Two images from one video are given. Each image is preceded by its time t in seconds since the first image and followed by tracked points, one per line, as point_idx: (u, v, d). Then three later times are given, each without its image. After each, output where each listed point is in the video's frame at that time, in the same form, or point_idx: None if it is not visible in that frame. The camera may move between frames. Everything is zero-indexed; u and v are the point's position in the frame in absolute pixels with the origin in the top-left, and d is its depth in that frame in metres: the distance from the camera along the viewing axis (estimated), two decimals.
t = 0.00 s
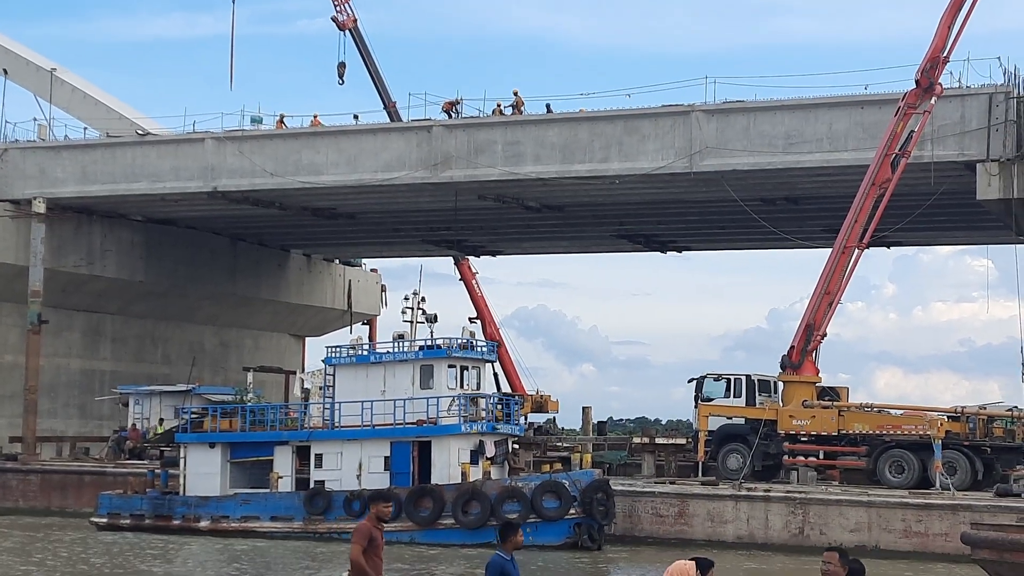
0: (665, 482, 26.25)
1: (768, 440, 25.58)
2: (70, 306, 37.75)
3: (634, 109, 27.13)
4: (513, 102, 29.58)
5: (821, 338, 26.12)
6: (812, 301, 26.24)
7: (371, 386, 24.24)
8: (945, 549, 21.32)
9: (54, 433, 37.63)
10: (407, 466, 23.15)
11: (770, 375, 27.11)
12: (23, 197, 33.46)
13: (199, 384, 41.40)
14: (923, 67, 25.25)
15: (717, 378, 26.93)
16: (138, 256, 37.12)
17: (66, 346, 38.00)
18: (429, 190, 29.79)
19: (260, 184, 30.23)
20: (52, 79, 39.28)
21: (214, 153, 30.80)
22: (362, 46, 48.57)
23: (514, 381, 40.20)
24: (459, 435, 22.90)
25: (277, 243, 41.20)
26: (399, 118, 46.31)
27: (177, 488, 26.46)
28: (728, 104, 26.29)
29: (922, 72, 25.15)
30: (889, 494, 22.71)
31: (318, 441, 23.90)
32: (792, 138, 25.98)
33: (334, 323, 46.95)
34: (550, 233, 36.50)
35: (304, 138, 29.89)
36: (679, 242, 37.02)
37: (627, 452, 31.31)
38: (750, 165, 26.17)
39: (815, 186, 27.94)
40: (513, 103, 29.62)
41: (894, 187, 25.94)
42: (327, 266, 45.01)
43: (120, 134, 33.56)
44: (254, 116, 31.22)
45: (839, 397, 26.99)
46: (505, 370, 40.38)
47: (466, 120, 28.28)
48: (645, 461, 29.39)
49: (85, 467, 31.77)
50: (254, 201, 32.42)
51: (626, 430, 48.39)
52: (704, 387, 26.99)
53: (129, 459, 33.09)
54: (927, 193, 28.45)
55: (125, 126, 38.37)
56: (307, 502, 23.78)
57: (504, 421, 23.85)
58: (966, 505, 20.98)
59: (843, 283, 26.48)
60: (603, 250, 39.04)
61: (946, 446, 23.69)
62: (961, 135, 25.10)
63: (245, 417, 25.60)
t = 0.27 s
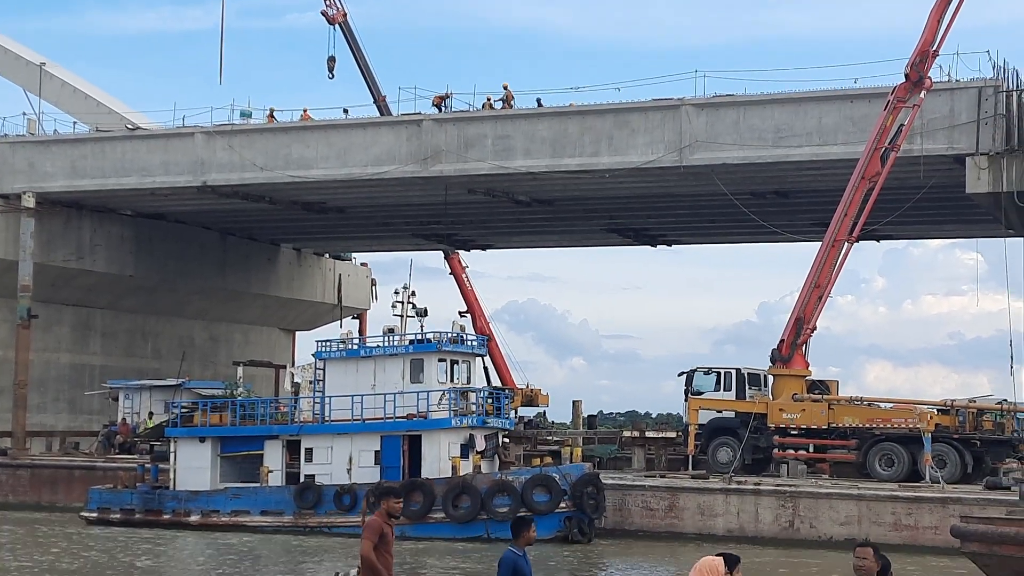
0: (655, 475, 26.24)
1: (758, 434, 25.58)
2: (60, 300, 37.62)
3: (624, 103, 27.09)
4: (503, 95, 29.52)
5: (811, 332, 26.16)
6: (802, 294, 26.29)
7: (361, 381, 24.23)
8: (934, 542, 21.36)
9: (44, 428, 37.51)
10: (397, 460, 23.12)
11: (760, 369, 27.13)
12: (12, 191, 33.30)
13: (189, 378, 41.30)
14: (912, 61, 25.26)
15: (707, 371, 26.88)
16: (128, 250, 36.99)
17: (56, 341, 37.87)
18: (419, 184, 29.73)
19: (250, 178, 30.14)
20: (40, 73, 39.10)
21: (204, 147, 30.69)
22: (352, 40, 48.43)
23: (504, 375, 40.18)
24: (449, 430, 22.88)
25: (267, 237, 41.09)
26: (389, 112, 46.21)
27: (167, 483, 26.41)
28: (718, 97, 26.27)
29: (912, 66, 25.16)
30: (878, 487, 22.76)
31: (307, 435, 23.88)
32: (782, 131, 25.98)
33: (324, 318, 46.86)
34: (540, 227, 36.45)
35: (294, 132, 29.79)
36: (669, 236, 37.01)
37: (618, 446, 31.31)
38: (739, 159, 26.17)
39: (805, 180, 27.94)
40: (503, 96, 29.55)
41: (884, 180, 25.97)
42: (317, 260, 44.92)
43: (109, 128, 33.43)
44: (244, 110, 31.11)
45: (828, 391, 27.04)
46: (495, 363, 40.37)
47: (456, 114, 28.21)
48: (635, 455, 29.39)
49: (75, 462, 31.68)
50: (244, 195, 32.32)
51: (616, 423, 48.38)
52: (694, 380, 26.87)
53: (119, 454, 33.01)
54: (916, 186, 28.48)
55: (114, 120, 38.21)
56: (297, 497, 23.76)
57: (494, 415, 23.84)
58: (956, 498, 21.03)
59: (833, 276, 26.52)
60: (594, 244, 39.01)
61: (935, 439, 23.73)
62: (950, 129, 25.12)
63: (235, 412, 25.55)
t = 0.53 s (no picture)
0: (646, 471, 26.21)
1: (749, 429, 25.69)
2: (49, 298, 37.44)
3: (614, 98, 27.01)
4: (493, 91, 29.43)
5: (802, 327, 26.14)
6: (793, 290, 26.26)
7: (352, 377, 24.14)
8: (926, 537, 21.35)
9: (33, 426, 37.32)
10: (388, 456, 23.08)
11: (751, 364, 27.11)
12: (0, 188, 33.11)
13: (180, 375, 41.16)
14: (903, 56, 25.18)
15: (698, 366, 26.84)
16: (118, 247, 36.83)
17: (45, 338, 37.71)
18: (410, 180, 29.62)
19: (240, 174, 30.02)
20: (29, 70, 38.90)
21: (193, 143, 30.54)
22: (342, 36, 48.28)
23: (495, 371, 40.12)
24: (440, 426, 22.82)
25: (257, 234, 40.95)
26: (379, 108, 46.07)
27: (157, 480, 26.29)
28: (709, 92, 26.21)
29: (903, 60, 25.05)
30: (870, 482, 22.74)
31: (298, 432, 23.85)
32: (773, 126, 25.94)
33: (314, 314, 46.72)
34: (531, 222, 36.37)
35: (284, 128, 29.67)
36: (660, 231, 36.96)
37: (609, 441, 31.28)
38: (730, 154, 26.13)
39: (796, 175, 27.90)
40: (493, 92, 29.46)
41: (875, 175, 25.93)
42: (307, 256, 44.78)
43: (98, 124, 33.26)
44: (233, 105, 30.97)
45: (820, 385, 27.03)
46: (486, 359, 40.29)
47: (446, 110, 28.11)
48: (627, 450, 29.34)
49: (65, 460, 31.53)
50: (234, 191, 32.18)
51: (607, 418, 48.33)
52: (686, 375, 26.87)
53: (109, 451, 32.88)
54: (907, 181, 28.47)
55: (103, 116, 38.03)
56: (288, 493, 23.68)
57: (486, 411, 23.76)
58: (948, 493, 21.01)
59: (824, 271, 26.50)
60: (585, 240, 38.95)
61: (926, 434, 23.73)
62: (941, 123, 25.10)
63: (225, 408, 25.45)
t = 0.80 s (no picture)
0: (637, 468, 26.23)
1: (740, 425, 25.71)
2: (38, 296, 37.31)
3: (603, 95, 27.00)
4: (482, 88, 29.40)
5: (792, 324, 26.18)
6: (783, 286, 26.30)
7: (341, 375, 24.09)
8: (916, 532, 21.40)
9: (22, 425, 37.13)
10: (378, 454, 23.01)
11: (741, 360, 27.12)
12: None
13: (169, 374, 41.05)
14: (892, 52, 25.31)
15: (689, 363, 26.87)
16: (106, 246, 36.71)
17: (34, 337, 37.59)
18: (399, 177, 29.57)
19: (229, 172, 29.95)
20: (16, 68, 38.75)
21: (182, 141, 30.45)
22: (331, 33, 48.18)
23: (485, 368, 40.09)
24: (430, 423, 22.80)
25: (247, 232, 40.86)
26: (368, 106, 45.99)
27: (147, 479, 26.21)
28: (697, 89, 26.22)
29: (891, 57, 25.20)
30: (860, 478, 22.76)
31: (288, 430, 23.78)
32: (762, 123, 25.93)
33: (304, 312, 46.63)
34: (521, 219, 36.34)
35: (272, 126, 29.59)
36: (649, 228, 36.97)
37: (599, 438, 31.28)
38: (719, 150, 26.15)
39: (785, 171, 27.92)
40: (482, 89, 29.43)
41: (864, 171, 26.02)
42: (297, 254, 44.68)
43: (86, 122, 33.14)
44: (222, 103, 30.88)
45: (810, 382, 27.08)
46: (476, 357, 40.25)
47: (435, 107, 28.07)
48: (617, 447, 29.34)
49: (54, 459, 31.44)
50: (223, 189, 32.08)
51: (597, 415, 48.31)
52: (676, 372, 26.95)
53: (98, 450, 32.78)
54: (895, 177, 28.51)
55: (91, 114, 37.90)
56: (278, 492, 23.61)
57: (475, 408, 23.74)
58: (937, 488, 21.05)
59: (813, 267, 26.55)
60: (574, 237, 38.93)
61: (916, 430, 23.71)
62: (929, 119, 25.15)
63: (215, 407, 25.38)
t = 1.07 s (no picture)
0: (624, 465, 26.25)
1: (727, 422, 25.70)
2: (23, 294, 37.14)
3: (590, 92, 26.97)
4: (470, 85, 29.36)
5: (779, 321, 26.22)
6: (770, 283, 26.35)
7: (329, 372, 24.02)
8: (903, 529, 21.45)
9: (8, 423, 37.11)
10: (366, 452, 22.98)
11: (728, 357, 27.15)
12: None
13: (156, 372, 40.91)
14: (878, 50, 25.45)
15: (676, 360, 26.91)
16: (92, 243, 36.55)
17: (20, 335, 37.42)
18: (386, 175, 29.51)
19: (215, 170, 29.85)
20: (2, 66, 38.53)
21: (168, 138, 30.32)
22: (318, 31, 48.04)
23: (473, 366, 40.07)
24: (418, 421, 22.77)
25: (233, 229, 40.73)
26: (355, 103, 45.87)
27: (133, 477, 26.11)
28: (684, 86, 26.21)
29: (877, 54, 25.33)
30: (847, 475, 22.82)
31: (275, 428, 23.72)
32: (748, 120, 25.91)
33: (291, 310, 46.51)
34: (508, 217, 36.31)
35: (259, 123, 29.48)
36: (636, 225, 36.98)
37: (586, 435, 31.29)
38: (706, 148, 26.15)
39: (772, 168, 27.95)
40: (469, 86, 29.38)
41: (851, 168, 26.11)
42: (284, 252, 44.56)
43: (72, 120, 32.97)
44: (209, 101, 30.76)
45: (797, 379, 27.15)
46: (463, 354, 40.22)
47: (422, 104, 27.99)
48: (605, 444, 29.34)
49: (40, 457, 31.30)
50: (209, 187, 31.97)
51: (585, 411, 48.34)
52: (663, 369, 26.92)
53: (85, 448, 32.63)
54: (882, 174, 28.58)
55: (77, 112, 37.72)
56: (264, 490, 23.54)
57: (463, 406, 23.71)
58: (924, 485, 21.11)
59: (800, 265, 26.60)
60: (562, 234, 38.92)
61: (902, 426, 23.82)
62: (915, 117, 25.22)
63: (202, 405, 25.29)
